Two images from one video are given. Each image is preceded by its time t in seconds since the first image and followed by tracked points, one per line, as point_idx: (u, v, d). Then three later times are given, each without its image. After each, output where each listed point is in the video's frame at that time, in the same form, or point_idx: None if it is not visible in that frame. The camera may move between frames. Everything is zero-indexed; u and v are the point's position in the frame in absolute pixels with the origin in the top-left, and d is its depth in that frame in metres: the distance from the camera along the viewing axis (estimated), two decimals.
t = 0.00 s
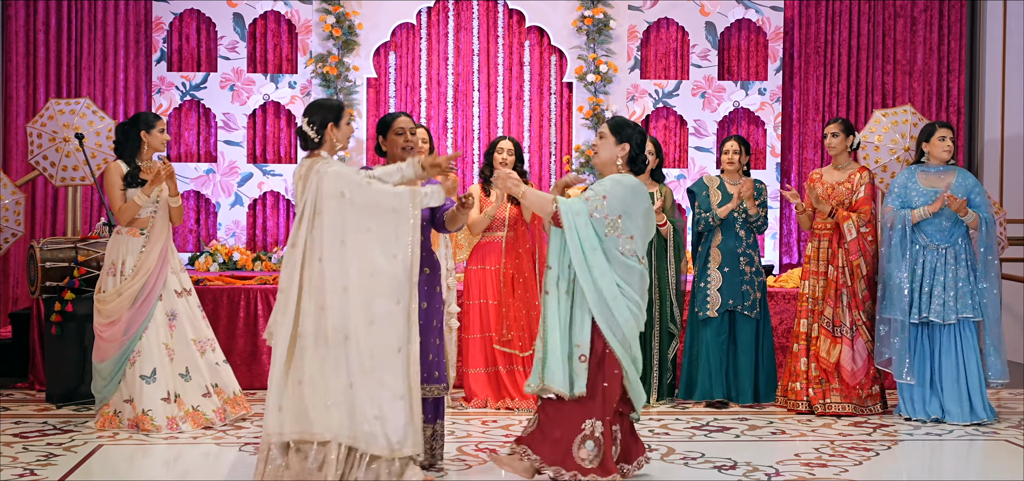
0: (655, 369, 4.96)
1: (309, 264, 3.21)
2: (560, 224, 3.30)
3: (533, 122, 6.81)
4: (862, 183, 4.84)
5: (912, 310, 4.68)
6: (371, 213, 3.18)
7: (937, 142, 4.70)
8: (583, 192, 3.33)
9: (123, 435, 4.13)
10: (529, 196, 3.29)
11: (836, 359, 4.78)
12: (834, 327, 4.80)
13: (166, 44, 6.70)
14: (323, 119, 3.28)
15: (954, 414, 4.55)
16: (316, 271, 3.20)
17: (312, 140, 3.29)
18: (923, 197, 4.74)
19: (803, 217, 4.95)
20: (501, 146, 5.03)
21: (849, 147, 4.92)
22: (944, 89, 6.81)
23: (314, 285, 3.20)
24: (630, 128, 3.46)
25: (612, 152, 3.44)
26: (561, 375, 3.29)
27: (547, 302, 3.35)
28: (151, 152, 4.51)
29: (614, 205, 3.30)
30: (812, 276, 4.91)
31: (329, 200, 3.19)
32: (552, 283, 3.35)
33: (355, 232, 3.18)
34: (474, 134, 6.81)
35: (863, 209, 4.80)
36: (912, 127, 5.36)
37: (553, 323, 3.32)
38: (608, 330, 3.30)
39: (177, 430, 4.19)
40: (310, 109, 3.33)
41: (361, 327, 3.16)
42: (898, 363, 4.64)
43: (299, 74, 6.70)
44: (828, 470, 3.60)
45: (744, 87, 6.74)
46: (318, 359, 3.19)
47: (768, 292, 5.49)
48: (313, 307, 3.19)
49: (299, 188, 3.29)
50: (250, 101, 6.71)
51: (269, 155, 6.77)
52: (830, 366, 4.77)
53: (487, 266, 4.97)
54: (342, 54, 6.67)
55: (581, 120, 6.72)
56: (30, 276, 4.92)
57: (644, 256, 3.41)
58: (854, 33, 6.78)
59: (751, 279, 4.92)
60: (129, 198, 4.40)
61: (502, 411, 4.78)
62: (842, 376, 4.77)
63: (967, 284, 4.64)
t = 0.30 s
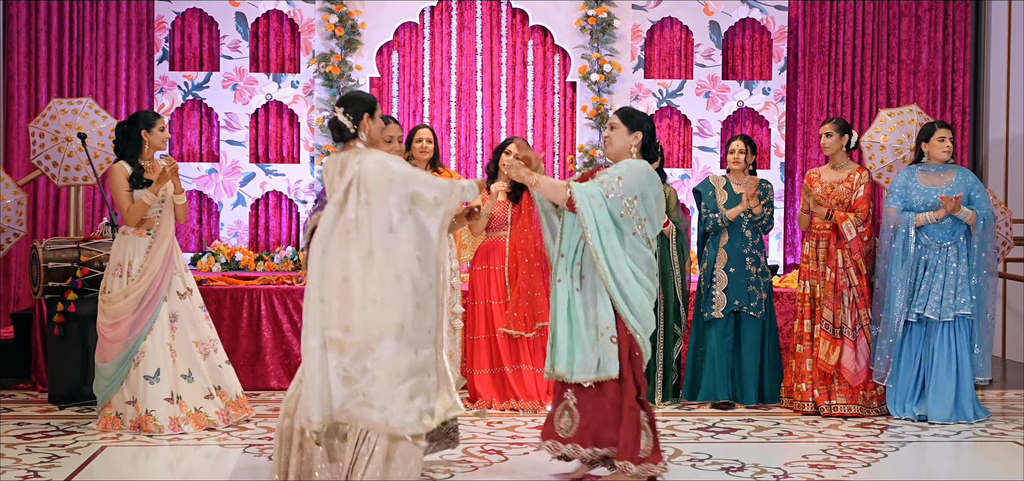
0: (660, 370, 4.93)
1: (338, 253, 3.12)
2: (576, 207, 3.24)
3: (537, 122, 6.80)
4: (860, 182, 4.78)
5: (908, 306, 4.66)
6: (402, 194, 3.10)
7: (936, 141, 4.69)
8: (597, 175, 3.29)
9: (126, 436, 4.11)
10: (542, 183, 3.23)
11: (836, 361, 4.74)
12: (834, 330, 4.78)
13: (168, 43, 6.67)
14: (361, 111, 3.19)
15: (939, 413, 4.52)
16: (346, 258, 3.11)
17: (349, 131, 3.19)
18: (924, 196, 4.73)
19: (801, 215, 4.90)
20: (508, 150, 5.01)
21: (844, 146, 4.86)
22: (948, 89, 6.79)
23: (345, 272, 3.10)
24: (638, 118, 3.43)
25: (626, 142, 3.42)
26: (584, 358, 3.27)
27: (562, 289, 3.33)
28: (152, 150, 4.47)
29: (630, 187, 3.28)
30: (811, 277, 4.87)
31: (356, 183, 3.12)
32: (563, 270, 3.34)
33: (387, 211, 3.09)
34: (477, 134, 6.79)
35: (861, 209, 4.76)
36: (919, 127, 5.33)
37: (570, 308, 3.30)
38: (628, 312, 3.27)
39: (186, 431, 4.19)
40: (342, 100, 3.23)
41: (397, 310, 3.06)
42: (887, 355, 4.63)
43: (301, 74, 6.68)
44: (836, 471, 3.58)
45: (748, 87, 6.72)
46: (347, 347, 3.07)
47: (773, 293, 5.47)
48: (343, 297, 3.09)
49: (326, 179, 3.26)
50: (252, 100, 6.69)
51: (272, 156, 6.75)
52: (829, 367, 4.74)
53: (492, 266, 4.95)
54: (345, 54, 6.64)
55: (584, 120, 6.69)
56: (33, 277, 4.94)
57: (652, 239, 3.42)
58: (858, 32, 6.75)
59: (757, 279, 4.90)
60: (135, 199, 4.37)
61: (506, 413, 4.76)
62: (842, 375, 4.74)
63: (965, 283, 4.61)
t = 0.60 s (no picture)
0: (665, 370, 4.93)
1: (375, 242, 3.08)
2: (585, 206, 3.22)
3: (540, 122, 6.77)
4: (862, 183, 4.74)
5: (915, 306, 4.65)
6: (436, 180, 3.10)
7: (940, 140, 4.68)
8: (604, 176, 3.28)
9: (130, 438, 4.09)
10: (551, 180, 3.21)
11: (839, 355, 4.73)
12: (839, 322, 4.75)
13: (171, 43, 6.66)
14: (392, 93, 3.18)
15: (947, 412, 4.48)
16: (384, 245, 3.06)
17: (378, 112, 3.16)
18: (928, 196, 4.70)
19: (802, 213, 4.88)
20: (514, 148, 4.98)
21: (845, 146, 4.84)
22: (953, 89, 6.75)
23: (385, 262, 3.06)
24: (638, 121, 3.41)
25: (628, 145, 3.39)
26: (594, 358, 3.21)
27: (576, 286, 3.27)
28: (168, 151, 4.42)
29: (637, 189, 3.27)
30: (813, 277, 4.86)
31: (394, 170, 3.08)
32: (584, 260, 3.27)
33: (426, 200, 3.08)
34: (480, 133, 6.77)
35: (864, 209, 4.73)
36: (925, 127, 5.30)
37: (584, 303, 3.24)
38: (636, 314, 3.27)
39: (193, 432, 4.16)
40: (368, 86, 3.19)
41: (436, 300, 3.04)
42: (898, 352, 4.62)
43: (305, 73, 6.69)
44: (846, 473, 3.55)
45: (751, 86, 6.73)
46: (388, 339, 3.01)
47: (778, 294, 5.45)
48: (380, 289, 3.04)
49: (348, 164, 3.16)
50: (255, 100, 6.69)
51: (274, 155, 6.71)
52: (833, 360, 4.73)
53: (497, 267, 4.92)
54: (348, 53, 6.63)
55: (588, 120, 6.70)
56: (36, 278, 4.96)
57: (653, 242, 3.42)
58: (863, 31, 6.72)
59: (763, 280, 4.88)
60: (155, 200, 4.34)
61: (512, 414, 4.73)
62: (846, 372, 4.73)
63: (973, 282, 4.58)
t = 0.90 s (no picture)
0: (672, 371, 4.90)
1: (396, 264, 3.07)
2: (598, 226, 3.22)
3: (544, 121, 6.75)
4: (870, 183, 4.76)
5: (927, 308, 4.62)
6: (466, 203, 3.06)
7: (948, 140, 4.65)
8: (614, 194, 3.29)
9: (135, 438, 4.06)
10: (568, 200, 3.17)
11: (845, 359, 4.70)
12: (843, 326, 4.73)
13: (174, 42, 6.64)
14: (424, 111, 3.14)
15: (960, 414, 4.47)
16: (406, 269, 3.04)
17: (414, 132, 3.13)
18: (937, 196, 4.69)
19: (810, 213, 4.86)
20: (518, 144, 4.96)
21: (852, 146, 4.82)
22: (958, 88, 6.73)
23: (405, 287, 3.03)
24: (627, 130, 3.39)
25: (622, 156, 3.40)
26: (596, 373, 3.22)
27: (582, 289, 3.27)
28: (188, 152, 4.39)
29: (644, 207, 3.31)
30: (821, 279, 4.83)
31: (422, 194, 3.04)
32: (591, 264, 3.25)
33: (452, 224, 3.03)
34: (483, 132, 6.75)
35: (869, 209, 4.72)
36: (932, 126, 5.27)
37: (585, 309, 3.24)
38: (638, 332, 3.30)
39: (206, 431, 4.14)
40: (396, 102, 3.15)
41: (460, 329, 2.98)
42: (911, 353, 4.61)
43: (308, 72, 6.66)
44: (854, 474, 3.53)
45: (756, 85, 6.69)
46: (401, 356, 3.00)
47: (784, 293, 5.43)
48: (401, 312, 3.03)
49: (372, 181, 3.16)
50: (258, 99, 6.66)
51: (277, 155, 6.70)
52: (839, 366, 4.70)
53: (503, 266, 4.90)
54: (351, 52, 6.61)
55: (592, 119, 6.67)
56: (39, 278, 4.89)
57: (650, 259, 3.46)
58: (867, 30, 6.71)
59: (769, 280, 4.86)
60: (184, 201, 4.34)
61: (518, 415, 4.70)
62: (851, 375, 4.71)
63: (984, 282, 4.57)
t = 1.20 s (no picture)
0: (678, 371, 4.88)
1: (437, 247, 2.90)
2: (613, 212, 3.24)
3: (547, 120, 6.73)
4: (883, 180, 4.72)
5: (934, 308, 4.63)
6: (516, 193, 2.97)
7: (952, 138, 4.70)
8: (625, 180, 3.32)
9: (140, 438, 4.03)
10: (581, 187, 3.18)
11: (848, 359, 4.68)
12: (850, 326, 4.70)
13: (176, 41, 6.62)
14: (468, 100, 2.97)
15: (971, 416, 4.48)
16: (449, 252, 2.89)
17: (463, 124, 2.96)
18: (945, 196, 4.69)
19: (824, 210, 4.86)
20: (518, 139, 4.99)
21: (865, 144, 4.81)
22: (962, 87, 6.71)
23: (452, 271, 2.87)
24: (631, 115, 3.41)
25: (629, 143, 3.43)
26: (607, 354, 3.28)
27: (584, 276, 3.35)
28: (203, 149, 4.43)
29: (653, 191, 3.36)
30: (836, 276, 4.82)
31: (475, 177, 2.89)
32: (595, 248, 3.34)
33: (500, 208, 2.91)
34: (486, 132, 6.73)
35: (881, 206, 4.70)
36: (937, 125, 5.25)
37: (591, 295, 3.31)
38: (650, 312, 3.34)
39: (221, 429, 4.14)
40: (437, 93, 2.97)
41: (509, 331, 2.87)
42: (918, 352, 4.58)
43: (310, 71, 6.64)
44: (862, 475, 3.52)
45: (760, 84, 6.67)
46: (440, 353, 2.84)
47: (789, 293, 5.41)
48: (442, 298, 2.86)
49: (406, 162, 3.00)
50: (260, 98, 6.64)
51: (279, 154, 6.69)
52: (842, 365, 4.68)
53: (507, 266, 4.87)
54: (354, 52, 6.59)
55: (595, 118, 6.66)
56: (42, 278, 4.79)
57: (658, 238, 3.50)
58: (871, 29, 6.68)
59: (774, 279, 4.84)
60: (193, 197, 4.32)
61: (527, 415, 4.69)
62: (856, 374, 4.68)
63: (993, 283, 4.56)
